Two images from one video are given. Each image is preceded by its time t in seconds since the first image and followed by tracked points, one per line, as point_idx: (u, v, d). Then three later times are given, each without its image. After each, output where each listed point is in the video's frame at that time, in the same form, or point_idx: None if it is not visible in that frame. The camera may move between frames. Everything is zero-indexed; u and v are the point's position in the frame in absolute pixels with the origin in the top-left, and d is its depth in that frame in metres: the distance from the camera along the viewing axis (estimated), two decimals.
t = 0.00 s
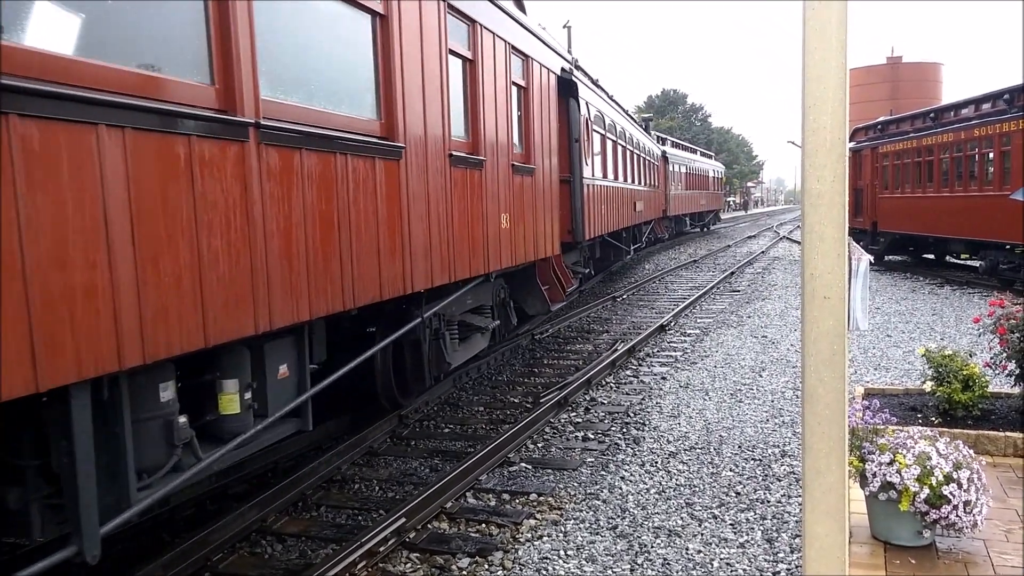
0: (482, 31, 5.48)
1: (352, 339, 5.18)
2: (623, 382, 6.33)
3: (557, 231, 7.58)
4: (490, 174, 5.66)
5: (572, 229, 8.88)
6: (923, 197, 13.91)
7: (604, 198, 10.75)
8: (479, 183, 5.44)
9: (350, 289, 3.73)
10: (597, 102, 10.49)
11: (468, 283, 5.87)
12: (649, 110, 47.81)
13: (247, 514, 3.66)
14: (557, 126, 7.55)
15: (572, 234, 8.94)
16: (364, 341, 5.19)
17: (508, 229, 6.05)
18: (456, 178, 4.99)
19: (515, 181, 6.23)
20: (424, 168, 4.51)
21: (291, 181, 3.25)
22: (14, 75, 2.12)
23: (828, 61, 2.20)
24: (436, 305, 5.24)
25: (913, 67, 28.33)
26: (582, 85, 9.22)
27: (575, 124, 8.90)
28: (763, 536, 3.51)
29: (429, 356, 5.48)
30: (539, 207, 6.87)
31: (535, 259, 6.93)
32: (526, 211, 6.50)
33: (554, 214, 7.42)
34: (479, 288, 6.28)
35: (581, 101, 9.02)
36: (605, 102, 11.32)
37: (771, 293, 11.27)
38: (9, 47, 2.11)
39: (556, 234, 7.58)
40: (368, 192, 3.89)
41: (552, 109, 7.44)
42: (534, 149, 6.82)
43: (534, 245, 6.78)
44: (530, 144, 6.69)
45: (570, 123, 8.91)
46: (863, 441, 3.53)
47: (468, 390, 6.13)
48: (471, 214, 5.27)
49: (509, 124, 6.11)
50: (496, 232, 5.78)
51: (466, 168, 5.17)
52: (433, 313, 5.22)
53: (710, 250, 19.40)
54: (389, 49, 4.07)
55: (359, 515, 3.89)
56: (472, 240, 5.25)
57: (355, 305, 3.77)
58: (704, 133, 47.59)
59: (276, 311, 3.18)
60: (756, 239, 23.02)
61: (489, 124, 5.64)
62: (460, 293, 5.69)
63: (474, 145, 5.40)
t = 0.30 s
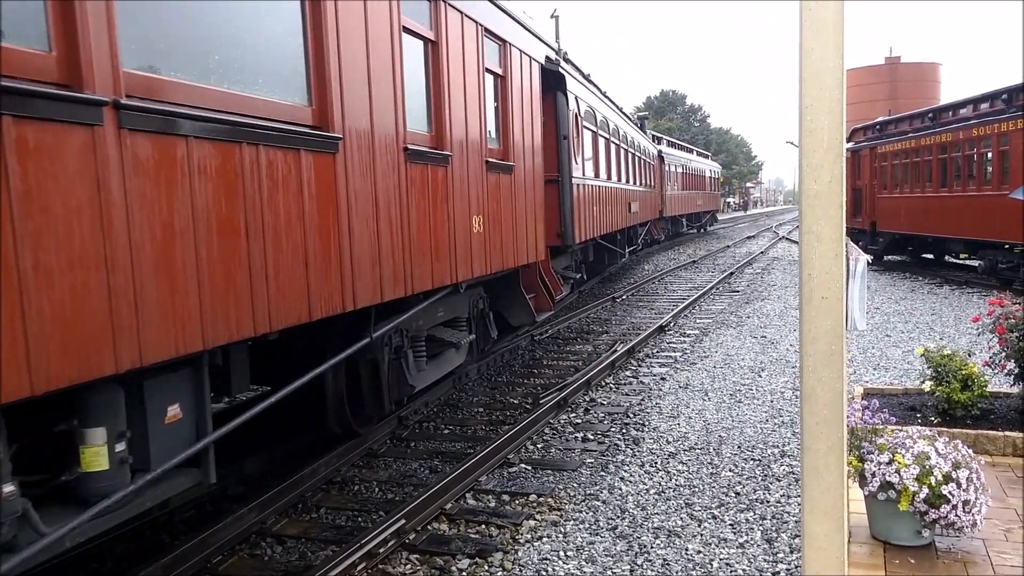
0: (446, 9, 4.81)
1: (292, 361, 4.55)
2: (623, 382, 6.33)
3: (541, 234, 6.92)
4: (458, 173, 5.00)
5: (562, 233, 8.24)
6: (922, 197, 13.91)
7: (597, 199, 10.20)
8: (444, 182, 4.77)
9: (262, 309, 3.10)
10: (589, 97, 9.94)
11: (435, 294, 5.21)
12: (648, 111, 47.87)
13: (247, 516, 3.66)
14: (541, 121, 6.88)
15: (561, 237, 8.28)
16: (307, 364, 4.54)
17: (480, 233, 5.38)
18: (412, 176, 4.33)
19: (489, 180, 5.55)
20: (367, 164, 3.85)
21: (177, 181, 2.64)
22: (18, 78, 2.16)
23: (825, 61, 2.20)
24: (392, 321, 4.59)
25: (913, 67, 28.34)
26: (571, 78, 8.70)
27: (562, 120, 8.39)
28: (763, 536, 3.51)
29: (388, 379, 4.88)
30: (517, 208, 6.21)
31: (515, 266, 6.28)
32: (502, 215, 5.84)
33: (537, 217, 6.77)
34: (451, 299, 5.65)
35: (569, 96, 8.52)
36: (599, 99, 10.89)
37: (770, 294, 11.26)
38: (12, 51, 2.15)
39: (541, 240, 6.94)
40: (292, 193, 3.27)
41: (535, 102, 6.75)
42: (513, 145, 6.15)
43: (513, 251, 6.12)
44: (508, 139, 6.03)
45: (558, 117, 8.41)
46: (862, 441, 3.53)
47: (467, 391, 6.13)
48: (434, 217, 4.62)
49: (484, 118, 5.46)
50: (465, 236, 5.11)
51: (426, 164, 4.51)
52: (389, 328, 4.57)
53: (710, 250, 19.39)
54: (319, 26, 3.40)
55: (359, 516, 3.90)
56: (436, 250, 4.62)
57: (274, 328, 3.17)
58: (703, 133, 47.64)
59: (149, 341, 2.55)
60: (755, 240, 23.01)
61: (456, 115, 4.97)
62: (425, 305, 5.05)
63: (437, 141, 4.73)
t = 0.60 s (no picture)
0: None
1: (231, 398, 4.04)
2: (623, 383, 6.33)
3: (524, 240, 6.30)
4: (414, 169, 4.38)
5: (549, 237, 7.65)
6: (921, 197, 13.91)
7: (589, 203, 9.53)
8: (396, 181, 4.16)
9: (264, 311, 3.06)
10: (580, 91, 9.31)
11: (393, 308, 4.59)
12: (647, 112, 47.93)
13: (247, 518, 3.66)
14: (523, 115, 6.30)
15: (548, 242, 7.62)
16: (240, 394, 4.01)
17: (445, 237, 4.75)
18: (349, 174, 3.68)
19: (455, 179, 4.93)
20: (283, 158, 3.18)
21: (174, 184, 2.58)
22: (17, 78, 2.13)
23: (824, 62, 2.20)
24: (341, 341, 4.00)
25: (912, 67, 28.37)
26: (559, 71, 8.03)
27: (550, 116, 7.73)
28: (763, 537, 3.51)
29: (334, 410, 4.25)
30: (492, 208, 5.58)
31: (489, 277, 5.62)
32: (472, 218, 5.22)
33: (517, 221, 6.14)
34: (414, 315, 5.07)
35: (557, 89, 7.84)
36: (591, 94, 10.27)
37: (770, 294, 11.27)
38: (23, 52, 2.15)
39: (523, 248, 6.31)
40: (176, 195, 2.59)
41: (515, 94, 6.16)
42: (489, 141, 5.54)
43: (487, 260, 5.49)
44: (481, 134, 5.42)
45: (544, 112, 7.73)
46: (862, 441, 3.54)
47: (467, 392, 6.13)
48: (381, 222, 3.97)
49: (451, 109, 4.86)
50: (425, 241, 4.46)
51: (369, 160, 3.88)
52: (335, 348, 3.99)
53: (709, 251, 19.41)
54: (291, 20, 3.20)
55: (359, 518, 3.90)
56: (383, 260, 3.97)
57: (143, 364, 2.47)
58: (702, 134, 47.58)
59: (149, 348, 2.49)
60: (755, 241, 23.03)
61: (413, 104, 4.36)
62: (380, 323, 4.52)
63: (386, 134, 4.12)
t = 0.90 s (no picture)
0: None
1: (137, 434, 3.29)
2: (623, 383, 6.34)
3: (500, 244, 5.67)
4: (358, 162, 3.73)
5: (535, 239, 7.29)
6: (921, 197, 13.91)
7: (581, 197, 9.18)
8: (332, 177, 3.51)
9: (298, 301, 3.26)
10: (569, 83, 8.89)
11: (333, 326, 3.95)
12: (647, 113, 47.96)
13: (247, 518, 3.66)
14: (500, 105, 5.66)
15: (535, 245, 7.31)
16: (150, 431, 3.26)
17: (398, 244, 4.14)
18: (262, 172, 3.03)
19: (411, 177, 4.30)
20: (161, 154, 2.53)
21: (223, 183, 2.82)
22: (19, 75, 2.13)
23: (823, 63, 2.20)
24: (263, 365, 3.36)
25: (912, 68, 28.40)
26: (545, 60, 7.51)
27: (536, 108, 7.22)
28: (762, 537, 3.51)
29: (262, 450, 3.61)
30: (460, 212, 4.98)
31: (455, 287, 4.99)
32: (433, 222, 4.59)
33: (490, 224, 5.50)
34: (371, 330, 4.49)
35: (542, 78, 7.33)
36: (582, 87, 9.85)
37: (770, 294, 11.27)
38: (27, 50, 2.15)
39: (498, 254, 5.66)
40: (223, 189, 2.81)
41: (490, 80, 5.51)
42: (458, 133, 4.95)
43: (452, 269, 4.85)
44: (446, 125, 4.79)
45: (529, 104, 7.22)
46: (861, 441, 3.54)
47: (467, 392, 6.13)
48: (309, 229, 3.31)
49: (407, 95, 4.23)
50: (368, 249, 3.82)
51: (292, 153, 3.23)
52: (256, 375, 3.34)
53: (709, 251, 19.41)
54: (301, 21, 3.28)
55: (359, 519, 3.90)
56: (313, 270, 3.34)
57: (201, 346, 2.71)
58: (703, 134, 47.59)
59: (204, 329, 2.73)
60: (755, 241, 23.06)
61: (359, 89, 3.73)
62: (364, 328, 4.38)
63: (321, 122, 3.48)
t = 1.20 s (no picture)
0: None
1: (9, 498, 2.73)
2: (623, 383, 6.34)
3: (473, 249, 4.93)
4: (284, 153, 3.02)
5: (520, 242, 6.83)
6: (921, 196, 13.91)
7: (569, 199, 8.77)
8: (291, 170, 3.07)
9: (271, 308, 2.96)
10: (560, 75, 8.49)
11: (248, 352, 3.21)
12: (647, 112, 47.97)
13: (248, 517, 3.67)
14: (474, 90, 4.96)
15: (521, 248, 6.83)
16: (19, 488, 2.70)
17: (336, 252, 3.38)
18: (126, 158, 2.26)
19: (355, 172, 3.55)
20: None
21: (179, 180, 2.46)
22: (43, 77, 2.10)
23: (823, 63, 2.21)
24: (146, 406, 2.65)
25: (912, 67, 28.39)
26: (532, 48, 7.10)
27: (522, 100, 6.81)
28: (762, 536, 3.52)
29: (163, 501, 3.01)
30: (425, 214, 4.28)
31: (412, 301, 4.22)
32: (385, 225, 3.83)
33: (462, 227, 4.76)
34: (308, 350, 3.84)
35: (528, 67, 6.89)
36: (574, 81, 9.47)
37: (770, 294, 11.28)
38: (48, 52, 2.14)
39: (468, 262, 4.89)
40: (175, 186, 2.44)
41: (463, 61, 4.77)
42: (421, 126, 4.24)
43: (409, 281, 4.09)
44: (404, 112, 4.04)
45: (513, 96, 6.80)
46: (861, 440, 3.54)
47: (467, 392, 6.13)
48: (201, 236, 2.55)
49: (351, 74, 3.51)
50: (297, 258, 3.10)
51: (177, 135, 2.45)
52: (146, 412, 2.71)
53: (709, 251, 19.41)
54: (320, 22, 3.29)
55: (359, 518, 3.90)
56: (221, 286, 2.66)
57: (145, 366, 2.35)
58: (703, 134, 47.61)
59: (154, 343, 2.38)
60: (755, 240, 23.06)
61: (285, 61, 3.01)
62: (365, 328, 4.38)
63: (225, 102, 2.71)
